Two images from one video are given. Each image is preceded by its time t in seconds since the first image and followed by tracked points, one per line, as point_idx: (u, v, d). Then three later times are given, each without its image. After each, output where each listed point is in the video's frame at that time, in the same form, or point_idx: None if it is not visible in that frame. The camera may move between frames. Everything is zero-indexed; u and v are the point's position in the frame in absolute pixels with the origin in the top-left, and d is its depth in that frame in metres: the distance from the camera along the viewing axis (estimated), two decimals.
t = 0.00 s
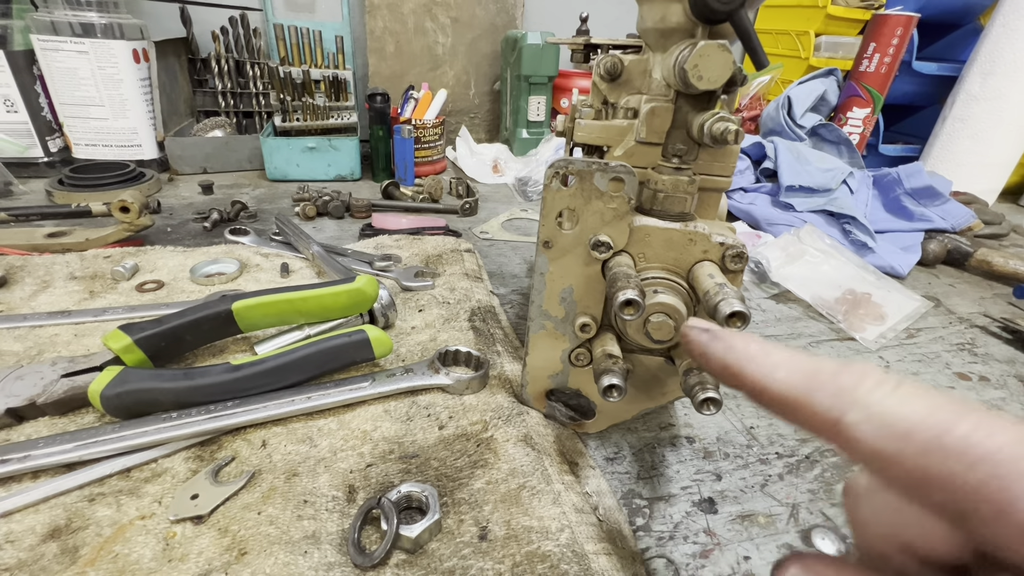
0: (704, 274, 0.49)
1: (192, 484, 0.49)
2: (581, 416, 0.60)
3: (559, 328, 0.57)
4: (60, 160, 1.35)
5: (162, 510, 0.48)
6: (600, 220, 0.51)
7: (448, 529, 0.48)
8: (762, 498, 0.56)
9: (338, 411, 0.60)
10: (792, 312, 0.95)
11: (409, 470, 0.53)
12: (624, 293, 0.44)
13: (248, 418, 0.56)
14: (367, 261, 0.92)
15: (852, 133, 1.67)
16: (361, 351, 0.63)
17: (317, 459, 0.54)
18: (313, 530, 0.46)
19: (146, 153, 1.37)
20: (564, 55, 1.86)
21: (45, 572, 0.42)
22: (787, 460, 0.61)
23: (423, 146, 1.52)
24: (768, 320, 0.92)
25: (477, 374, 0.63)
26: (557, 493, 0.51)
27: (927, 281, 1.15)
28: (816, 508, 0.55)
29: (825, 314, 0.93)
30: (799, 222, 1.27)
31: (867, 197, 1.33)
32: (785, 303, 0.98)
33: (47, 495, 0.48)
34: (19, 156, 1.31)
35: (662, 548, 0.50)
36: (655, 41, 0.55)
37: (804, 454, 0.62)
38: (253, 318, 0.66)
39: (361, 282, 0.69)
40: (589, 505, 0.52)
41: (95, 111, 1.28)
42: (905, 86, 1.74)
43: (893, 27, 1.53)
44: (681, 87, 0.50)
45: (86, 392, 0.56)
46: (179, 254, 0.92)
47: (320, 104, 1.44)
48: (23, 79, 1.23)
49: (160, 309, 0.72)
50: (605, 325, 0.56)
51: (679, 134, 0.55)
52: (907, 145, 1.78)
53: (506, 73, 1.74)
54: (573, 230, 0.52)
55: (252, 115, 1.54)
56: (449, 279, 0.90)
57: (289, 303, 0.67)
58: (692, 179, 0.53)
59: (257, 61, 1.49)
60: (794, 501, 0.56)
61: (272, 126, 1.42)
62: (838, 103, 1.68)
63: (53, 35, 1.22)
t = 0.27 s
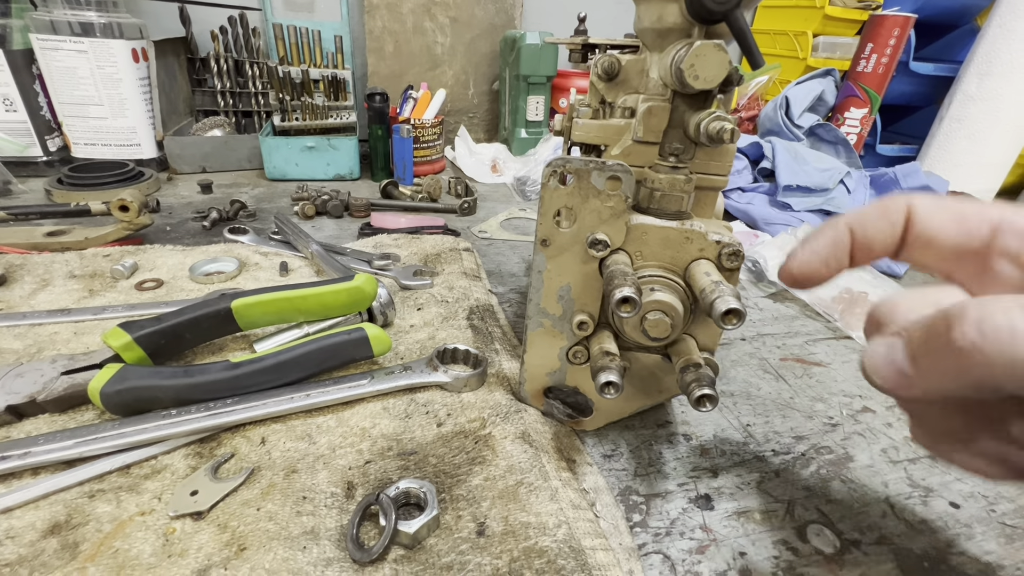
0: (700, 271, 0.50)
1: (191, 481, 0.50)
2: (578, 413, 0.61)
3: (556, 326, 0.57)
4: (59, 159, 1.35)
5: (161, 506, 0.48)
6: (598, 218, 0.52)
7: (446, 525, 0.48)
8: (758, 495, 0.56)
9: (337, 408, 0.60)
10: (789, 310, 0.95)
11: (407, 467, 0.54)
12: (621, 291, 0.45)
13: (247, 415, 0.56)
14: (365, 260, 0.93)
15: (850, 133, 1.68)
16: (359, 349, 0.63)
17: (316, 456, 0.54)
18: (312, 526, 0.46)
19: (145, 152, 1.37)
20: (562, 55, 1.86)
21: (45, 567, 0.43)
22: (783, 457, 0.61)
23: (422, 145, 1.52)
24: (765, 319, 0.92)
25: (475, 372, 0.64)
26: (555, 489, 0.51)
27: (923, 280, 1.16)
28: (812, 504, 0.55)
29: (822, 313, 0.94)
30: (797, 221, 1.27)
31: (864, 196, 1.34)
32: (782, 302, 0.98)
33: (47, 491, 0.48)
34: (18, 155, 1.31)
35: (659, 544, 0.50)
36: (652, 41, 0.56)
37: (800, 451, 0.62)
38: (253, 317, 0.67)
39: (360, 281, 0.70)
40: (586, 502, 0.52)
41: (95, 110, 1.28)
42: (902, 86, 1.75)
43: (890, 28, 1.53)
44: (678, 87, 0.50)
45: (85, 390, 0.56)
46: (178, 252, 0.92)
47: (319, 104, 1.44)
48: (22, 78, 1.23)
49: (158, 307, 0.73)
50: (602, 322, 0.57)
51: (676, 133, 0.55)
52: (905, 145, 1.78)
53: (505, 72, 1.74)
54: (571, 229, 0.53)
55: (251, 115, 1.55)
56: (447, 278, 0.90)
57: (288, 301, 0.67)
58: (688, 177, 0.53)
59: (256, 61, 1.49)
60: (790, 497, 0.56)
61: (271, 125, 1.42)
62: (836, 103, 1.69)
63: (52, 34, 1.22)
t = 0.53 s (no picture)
0: (697, 277, 0.49)
1: (182, 490, 0.49)
2: (575, 419, 0.61)
3: (553, 332, 0.57)
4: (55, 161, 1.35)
5: (152, 516, 0.47)
6: (594, 224, 0.51)
7: (440, 534, 0.48)
8: (756, 502, 0.56)
9: (332, 415, 0.60)
10: (788, 314, 0.95)
11: (402, 475, 0.53)
12: (617, 298, 0.44)
13: (239, 422, 0.55)
14: (362, 264, 0.92)
15: (849, 135, 1.68)
16: (354, 354, 0.63)
17: (309, 464, 0.53)
18: (304, 535, 0.46)
19: (142, 155, 1.37)
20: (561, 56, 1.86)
21: None
22: (782, 464, 0.61)
23: (420, 147, 1.52)
24: (764, 323, 0.92)
25: (471, 378, 0.63)
26: (550, 498, 0.51)
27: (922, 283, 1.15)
28: (810, 512, 0.55)
29: (821, 317, 0.93)
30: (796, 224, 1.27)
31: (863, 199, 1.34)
32: (780, 306, 0.97)
33: (36, 500, 0.47)
34: (14, 157, 1.31)
35: (655, 553, 0.50)
36: (649, 45, 0.55)
37: (798, 458, 0.61)
38: (247, 322, 0.66)
39: (355, 286, 0.69)
40: (582, 510, 0.51)
41: (91, 112, 1.28)
42: (901, 89, 1.75)
43: (889, 30, 1.53)
44: (675, 91, 0.50)
45: (76, 397, 0.55)
46: (173, 256, 0.92)
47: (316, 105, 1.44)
48: (18, 80, 1.22)
49: (152, 312, 0.72)
50: (599, 328, 0.56)
51: (673, 138, 0.55)
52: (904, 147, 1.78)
53: (503, 74, 1.74)
54: (567, 234, 0.52)
55: (248, 117, 1.54)
56: (444, 282, 0.90)
57: (283, 307, 0.66)
58: (685, 183, 0.53)
59: (253, 62, 1.48)
60: (789, 505, 0.55)
61: (269, 127, 1.42)
62: (834, 105, 1.69)
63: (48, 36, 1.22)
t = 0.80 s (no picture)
0: (692, 278, 0.49)
1: (171, 493, 0.49)
2: (569, 422, 0.59)
3: (547, 333, 0.56)
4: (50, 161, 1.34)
5: (140, 519, 0.47)
6: (588, 225, 0.51)
7: (432, 538, 0.47)
8: (751, 505, 0.55)
9: (324, 417, 0.59)
10: (784, 315, 0.94)
11: (394, 478, 0.53)
12: (610, 299, 0.44)
13: (230, 425, 0.55)
14: (357, 264, 0.92)
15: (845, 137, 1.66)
16: (347, 356, 0.62)
17: (300, 467, 0.53)
18: (294, 539, 0.45)
19: (137, 155, 1.36)
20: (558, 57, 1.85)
21: None
22: (777, 466, 0.61)
23: (417, 148, 1.51)
24: (760, 324, 0.91)
25: (465, 380, 0.63)
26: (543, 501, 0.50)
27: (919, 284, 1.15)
28: (806, 515, 0.55)
29: (818, 319, 0.93)
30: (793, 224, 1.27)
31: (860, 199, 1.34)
32: (777, 307, 0.97)
33: (23, 504, 0.47)
34: (9, 157, 1.30)
35: (649, 556, 0.49)
36: (643, 45, 0.55)
37: (793, 460, 0.61)
38: (240, 323, 0.66)
39: (349, 286, 0.68)
40: (576, 513, 0.51)
41: (86, 112, 1.27)
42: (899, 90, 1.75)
43: (886, 31, 1.53)
44: (669, 91, 0.49)
45: (65, 399, 0.55)
46: (166, 256, 0.91)
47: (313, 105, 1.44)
48: (12, 79, 1.22)
49: (144, 313, 0.72)
50: (593, 330, 0.56)
51: (667, 139, 0.54)
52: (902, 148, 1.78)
53: (501, 74, 1.73)
54: (561, 235, 0.52)
55: (245, 117, 1.54)
56: (439, 283, 0.89)
57: (276, 307, 0.66)
58: (680, 184, 0.52)
59: (250, 62, 1.48)
60: (784, 508, 0.55)
61: (265, 127, 1.41)
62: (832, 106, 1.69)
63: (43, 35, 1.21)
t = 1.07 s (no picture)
0: (695, 280, 0.49)
1: (175, 495, 0.49)
2: (572, 423, 0.60)
3: (550, 335, 0.56)
4: (51, 163, 1.34)
5: (143, 521, 0.47)
6: (591, 227, 0.51)
7: (436, 540, 0.47)
8: (754, 507, 0.55)
9: (327, 419, 0.59)
10: (786, 317, 0.95)
11: (397, 480, 0.53)
12: (614, 301, 0.44)
13: (233, 426, 0.55)
14: (359, 266, 0.92)
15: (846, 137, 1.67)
16: (349, 357, 0.62)
17: (303, 469, 0.53)
18: (297, 542, 0.45)
19: (139, 156, 1.36)
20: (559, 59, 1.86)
21: None
22: (780, 468, 0.61)
23: (418, 149, 1.51)
24: (762, 326, 0.91)
25: (468, 382, 0.63)
26: (547, 503, 0.50)
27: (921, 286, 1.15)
28: (809, 517, 0.55)
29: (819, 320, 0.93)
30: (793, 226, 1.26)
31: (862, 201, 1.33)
32: (779, 308, 0.97)
33: (26, 506, 0.47)
34: (10, 158, 1.30)
35: (653, 558, 0.49)
36: (646, 47, 0.55)
37: (796, 462, 0.61)
38: (242, 325, 0.66)
39: (351, 288, 0.68)
40: (579, 515, 0.51)
41: (87, 113, 1.27)
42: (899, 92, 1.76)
43: (886, 33, 1.54)
44: (672, 93, 0.49)
45: (68, 400, 0.55)
46: (168, 258, 0.91)
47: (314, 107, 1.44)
48: (14, 81, 1.22)
49: (146, 315, 0.72)
50: (596, 332, 0.56)
51: (670, 141, 0.54)
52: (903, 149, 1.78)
53: (501, 76, 1.74)
54: (564, 237, 0.52)
55: (246, 118, 1.54)
56: (441, 285, 0.89)
57: (278, 309, 0.66)
58: (683, 186, 0.52)
59: (251, 64, 1.48)
60: (787, 510, 0.55)
61: (266, 129, 1.41)
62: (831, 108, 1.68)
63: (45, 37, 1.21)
